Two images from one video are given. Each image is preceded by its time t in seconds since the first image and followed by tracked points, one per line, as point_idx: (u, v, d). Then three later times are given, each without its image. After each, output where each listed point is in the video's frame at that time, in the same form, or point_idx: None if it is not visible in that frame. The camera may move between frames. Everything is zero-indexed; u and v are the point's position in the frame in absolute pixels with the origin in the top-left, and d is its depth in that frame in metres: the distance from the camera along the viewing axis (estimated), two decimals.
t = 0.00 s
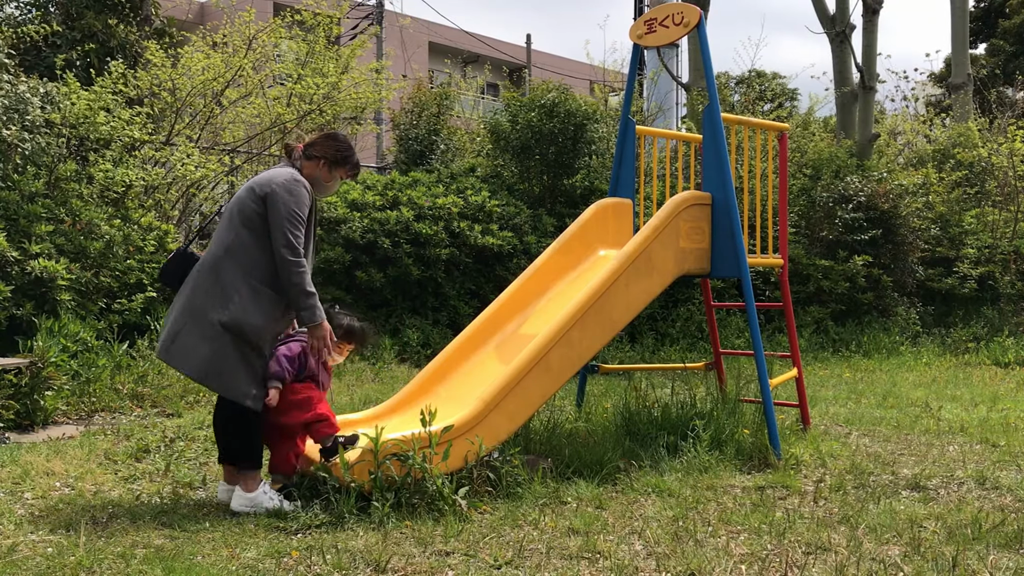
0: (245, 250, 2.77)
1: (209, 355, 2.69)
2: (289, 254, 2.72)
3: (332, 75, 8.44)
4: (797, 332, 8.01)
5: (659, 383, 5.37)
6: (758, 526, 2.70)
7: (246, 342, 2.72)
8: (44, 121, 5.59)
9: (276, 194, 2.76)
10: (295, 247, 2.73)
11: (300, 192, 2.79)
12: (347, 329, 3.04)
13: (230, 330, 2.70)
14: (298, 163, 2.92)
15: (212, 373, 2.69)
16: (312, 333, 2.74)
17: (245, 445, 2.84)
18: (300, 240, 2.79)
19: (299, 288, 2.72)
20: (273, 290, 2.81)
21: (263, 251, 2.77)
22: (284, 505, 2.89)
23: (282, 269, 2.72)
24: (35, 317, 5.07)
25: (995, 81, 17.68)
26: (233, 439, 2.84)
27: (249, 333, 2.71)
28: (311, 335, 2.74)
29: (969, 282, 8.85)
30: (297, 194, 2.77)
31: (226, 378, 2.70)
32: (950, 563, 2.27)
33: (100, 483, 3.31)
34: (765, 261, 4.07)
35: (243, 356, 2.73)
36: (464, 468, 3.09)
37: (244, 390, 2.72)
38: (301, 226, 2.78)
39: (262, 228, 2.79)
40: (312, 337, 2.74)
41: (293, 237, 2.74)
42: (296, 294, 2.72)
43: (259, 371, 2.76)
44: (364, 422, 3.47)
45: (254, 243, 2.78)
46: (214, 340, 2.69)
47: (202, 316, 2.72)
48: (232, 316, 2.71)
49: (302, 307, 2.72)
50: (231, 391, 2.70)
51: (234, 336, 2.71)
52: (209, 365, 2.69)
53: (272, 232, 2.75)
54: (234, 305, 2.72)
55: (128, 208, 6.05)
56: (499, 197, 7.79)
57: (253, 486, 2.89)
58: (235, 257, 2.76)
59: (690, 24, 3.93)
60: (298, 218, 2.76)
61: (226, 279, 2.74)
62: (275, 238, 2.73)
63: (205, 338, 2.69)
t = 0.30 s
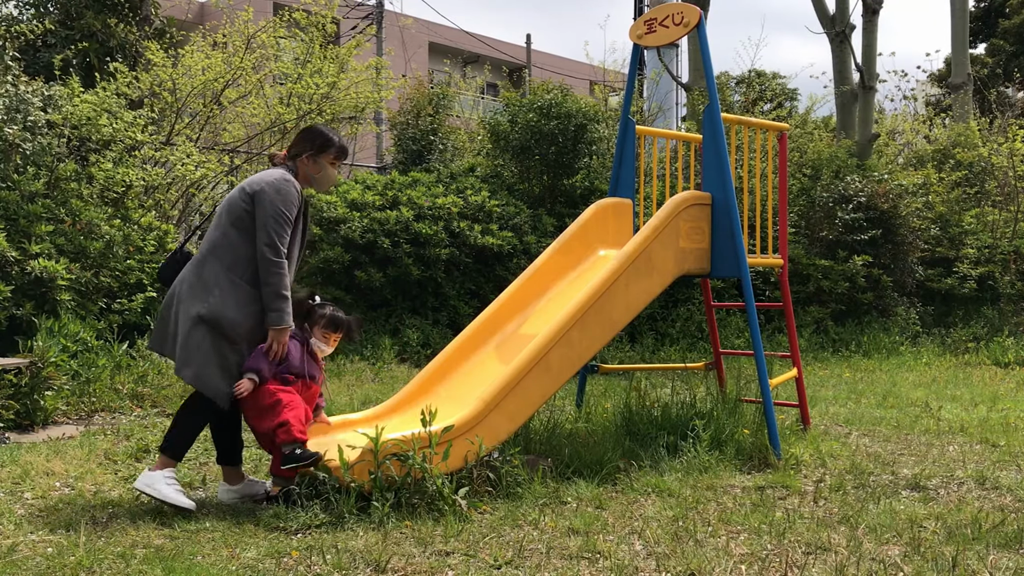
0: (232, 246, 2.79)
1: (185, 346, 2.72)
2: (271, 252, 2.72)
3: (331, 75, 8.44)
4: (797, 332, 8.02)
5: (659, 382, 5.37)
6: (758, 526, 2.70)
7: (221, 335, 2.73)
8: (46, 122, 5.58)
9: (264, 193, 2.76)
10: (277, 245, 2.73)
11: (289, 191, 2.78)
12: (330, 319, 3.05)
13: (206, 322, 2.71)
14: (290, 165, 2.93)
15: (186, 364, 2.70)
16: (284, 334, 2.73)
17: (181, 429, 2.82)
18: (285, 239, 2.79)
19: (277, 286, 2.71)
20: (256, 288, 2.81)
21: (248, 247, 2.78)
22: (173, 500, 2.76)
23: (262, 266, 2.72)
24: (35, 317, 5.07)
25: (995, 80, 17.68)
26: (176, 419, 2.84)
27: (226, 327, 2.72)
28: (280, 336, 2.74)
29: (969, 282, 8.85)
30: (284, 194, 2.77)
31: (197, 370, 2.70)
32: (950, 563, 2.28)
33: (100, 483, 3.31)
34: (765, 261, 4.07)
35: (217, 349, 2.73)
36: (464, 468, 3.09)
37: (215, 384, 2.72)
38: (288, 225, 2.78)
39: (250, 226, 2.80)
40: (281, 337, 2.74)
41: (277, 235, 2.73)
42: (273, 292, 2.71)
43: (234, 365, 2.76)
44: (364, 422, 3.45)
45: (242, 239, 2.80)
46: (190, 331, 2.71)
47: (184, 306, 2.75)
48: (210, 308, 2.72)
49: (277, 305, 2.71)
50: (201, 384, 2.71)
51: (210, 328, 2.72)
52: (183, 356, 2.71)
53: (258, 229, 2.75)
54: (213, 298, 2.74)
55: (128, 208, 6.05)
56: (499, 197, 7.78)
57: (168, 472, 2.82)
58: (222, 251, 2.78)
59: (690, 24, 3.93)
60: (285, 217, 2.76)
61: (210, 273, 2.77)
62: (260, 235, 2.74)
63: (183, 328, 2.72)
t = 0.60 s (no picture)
0: (209, 243, 2.77)
1: (164, 343, 2.73)
2: (245, 247, 2.69)
3: (331, 75, 8.48)
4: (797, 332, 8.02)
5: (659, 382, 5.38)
6: (758, 526, 2.70)
7: (196, 332, 2.71)
8: (46, 122, 5.57)
9: (240, 188, 2.74)
10: (251, 241, 2.70)
11: (264, 185, 2.75)
12: (312, 307, 2.93)
13: (180, 319, 2.70)
14: (276, 162, 2.90)
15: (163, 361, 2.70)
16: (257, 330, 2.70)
17: (153, 433, 2.77)
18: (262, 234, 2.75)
19: (249, 281, 2.68)
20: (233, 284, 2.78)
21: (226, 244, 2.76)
22: (150, 511, 2.72)
23: (235, 262, 2.69)
24: (35, 317, 5.07)
25: (996, 80, 17.68)
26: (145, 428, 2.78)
27: (202, 323, 2.70)
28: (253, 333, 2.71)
29: (969, 282, 8.85)
30: (258, 187, 2.73)
31: (173, 367, 2.70)
32: (950, 563, 2.28)
33: (100, 483, 3.31)
34: (765, 261, 4.07)
35: (192, 346, 2.71)
36: (464, 468, 3.09)
37: (191, 382, 2.71)
38: (264, 219, 2.74)
39: (228, 221, 2.78)
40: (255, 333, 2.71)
41: (251, 229, 2.70)
42: (246, 288, 2.67)
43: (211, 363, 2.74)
44: (364, 422, 3.44)
45: (220, 235, 2.77)
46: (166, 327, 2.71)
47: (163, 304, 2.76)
48: (184, 304, 2.71)
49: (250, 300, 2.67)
50: (177, 382, 2.70)
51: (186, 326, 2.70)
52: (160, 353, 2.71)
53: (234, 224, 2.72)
54: (188, 294, 2.73)
55: (128, 208, 6.04)
56: (499, 197, 7.78)
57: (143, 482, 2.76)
58: (200, 249, 2.77)
59: (690, 24, 3.93)
60: (260, 211, 2.72)
61: (189, 271, 2.76)
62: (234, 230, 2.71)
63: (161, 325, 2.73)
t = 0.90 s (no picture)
0: (182, 250, 2.74)
1: (151, 357, 2.72)
2: (214, 250, 2.65)
3: (331, 75, 8.49)
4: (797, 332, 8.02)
5: (659, 382, 5.37)
6: (758, 526, 2.70)
7: (178, 342, 2.68)
8: (45, 122, 5.59)
9: (203, 189, 2.70)
10: (220, 242, 2.66)
11: (226, 183, 2.70)
12: (303, 307, 2.74)
13: (161, 332, 2.68)
14: (242, 154, 2.82)
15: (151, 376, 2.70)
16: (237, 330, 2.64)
17: (158, 448, 2.75)
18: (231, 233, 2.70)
19: (222, 284, 2.64)
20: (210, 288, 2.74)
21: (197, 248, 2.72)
22: (160, 520, 2.71)
23: (207, 265, 2.65)
24: (36, 317, 5.07)
25: (995, 79, 17.70)
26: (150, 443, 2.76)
27: (183, 332, 2.67)
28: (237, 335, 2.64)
29: (969, 282, 8.85)
30: (221, 185, 2.69)
31: (161, 381, 2.69)
32: (950, 563, 2.27)
33: (100, 483, 3.31)
34: (765, 261, 4.07)
35: (177, 357, 2.70)
36: (464, 468, 3.09)
37: (181, 394, 2.70)
38: (231, 219, 2.70)
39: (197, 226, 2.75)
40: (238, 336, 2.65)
41: (218, 231, 2.66)
42: (219, 291, 2.63)
43: (198, 372, 2.73)
44: (364, 422, 3.44)
45: (191, 241, 2.74)
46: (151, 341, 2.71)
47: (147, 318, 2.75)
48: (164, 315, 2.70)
49: (225, 303, 2.63)
50: (166, 396, 2.69)
51: (168, 336, 2.68)
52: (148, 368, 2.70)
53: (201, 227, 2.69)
54: (167, 305, 2.70)
55: (128, 208, 6.04)
56: (499, 197, 7.78)
57: (152, 495, 2.76)
58: (175, 256, 2.74)
59: (690, 24, 3.93)
60: (226, 211, 2.68)
61: (167, 281, 2.74)
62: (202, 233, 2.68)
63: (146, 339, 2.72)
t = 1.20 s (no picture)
0: (144, 255, 2.66)
1: (136, 373, 2.67)
2: (170, 248, 2.56)
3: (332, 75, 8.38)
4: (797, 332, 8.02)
5: (658, 382, 5.37)
6: (758, 526, 2.70)
7: (159, 349, 2.62)
8: (46, 122, 5.59)
9: (151, 190, 2.62)
10: (173, 237, 2.56)
11: (173, 178, 2.61)
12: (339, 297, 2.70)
13: (141, 343, 2.63)
14: (191, 144, 2.77)
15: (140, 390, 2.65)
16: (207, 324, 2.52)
17: (159, 455, 2.73)
18: (185, 227, 2.61)
19: (181, 279, 2.54)
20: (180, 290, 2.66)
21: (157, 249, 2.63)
22: (162, 521, 2.71)
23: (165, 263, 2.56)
24: (36, 317, 5.07)
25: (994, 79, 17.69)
26: (150, 449, 2.74)
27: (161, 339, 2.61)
28: (209, 329, 2.53)
29: (969, 282, 8.85)
30: (168, 182, 2.60)
31: (150, 395, 2.64)
32: (950, 563, 2.27)
33: (100, 483, 3.31)
34: (765, 261, 4.07)
35: (162, 366, 2.64)
36: (464, 468, 3.09)
37: (172, 402, 2.64)
38: (182, 211, 2.61)
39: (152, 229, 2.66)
40: (208, 330, 2.54)
41: (170, 226, 2.57)
42: (180, 287, 2.53)
43: (185, 377, 2.66)
44: (364, 422, 3.45)
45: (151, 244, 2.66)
46: (133, 356, 2.66)
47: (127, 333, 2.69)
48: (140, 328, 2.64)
49: (189, 298, 2.53)
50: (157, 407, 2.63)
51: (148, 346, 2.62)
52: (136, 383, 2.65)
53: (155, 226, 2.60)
54: (141, 316, 2.64)
55: (128, 209, 6.04)
56: (499, 197, 7.78)
57: (154, 497, 2.75)
58: (142, 262, 2.67)
59: (690, 24, 3.93)
60: (174, 204, 2.59)
61: (140, 291, 2.68)
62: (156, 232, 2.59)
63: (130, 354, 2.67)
